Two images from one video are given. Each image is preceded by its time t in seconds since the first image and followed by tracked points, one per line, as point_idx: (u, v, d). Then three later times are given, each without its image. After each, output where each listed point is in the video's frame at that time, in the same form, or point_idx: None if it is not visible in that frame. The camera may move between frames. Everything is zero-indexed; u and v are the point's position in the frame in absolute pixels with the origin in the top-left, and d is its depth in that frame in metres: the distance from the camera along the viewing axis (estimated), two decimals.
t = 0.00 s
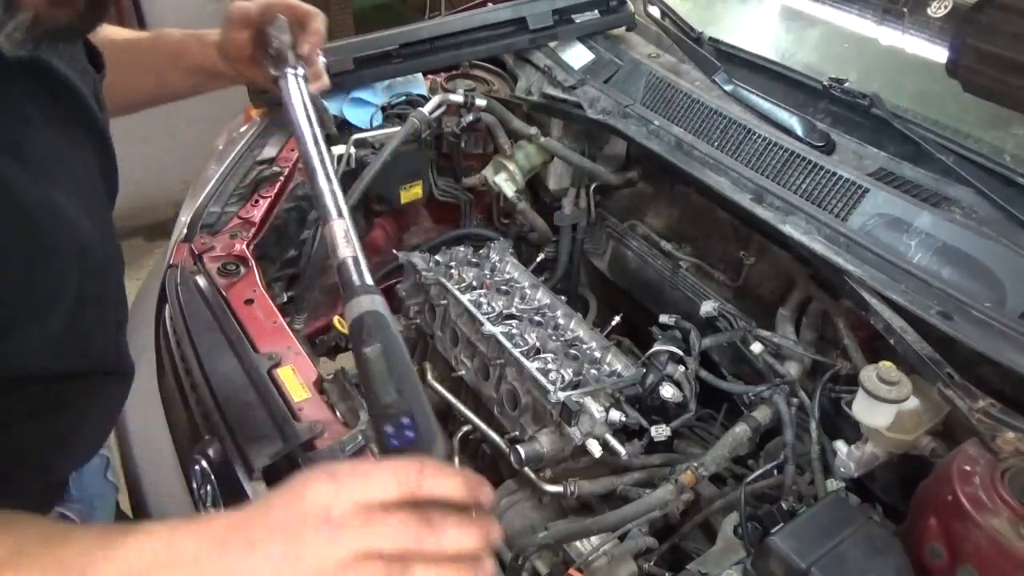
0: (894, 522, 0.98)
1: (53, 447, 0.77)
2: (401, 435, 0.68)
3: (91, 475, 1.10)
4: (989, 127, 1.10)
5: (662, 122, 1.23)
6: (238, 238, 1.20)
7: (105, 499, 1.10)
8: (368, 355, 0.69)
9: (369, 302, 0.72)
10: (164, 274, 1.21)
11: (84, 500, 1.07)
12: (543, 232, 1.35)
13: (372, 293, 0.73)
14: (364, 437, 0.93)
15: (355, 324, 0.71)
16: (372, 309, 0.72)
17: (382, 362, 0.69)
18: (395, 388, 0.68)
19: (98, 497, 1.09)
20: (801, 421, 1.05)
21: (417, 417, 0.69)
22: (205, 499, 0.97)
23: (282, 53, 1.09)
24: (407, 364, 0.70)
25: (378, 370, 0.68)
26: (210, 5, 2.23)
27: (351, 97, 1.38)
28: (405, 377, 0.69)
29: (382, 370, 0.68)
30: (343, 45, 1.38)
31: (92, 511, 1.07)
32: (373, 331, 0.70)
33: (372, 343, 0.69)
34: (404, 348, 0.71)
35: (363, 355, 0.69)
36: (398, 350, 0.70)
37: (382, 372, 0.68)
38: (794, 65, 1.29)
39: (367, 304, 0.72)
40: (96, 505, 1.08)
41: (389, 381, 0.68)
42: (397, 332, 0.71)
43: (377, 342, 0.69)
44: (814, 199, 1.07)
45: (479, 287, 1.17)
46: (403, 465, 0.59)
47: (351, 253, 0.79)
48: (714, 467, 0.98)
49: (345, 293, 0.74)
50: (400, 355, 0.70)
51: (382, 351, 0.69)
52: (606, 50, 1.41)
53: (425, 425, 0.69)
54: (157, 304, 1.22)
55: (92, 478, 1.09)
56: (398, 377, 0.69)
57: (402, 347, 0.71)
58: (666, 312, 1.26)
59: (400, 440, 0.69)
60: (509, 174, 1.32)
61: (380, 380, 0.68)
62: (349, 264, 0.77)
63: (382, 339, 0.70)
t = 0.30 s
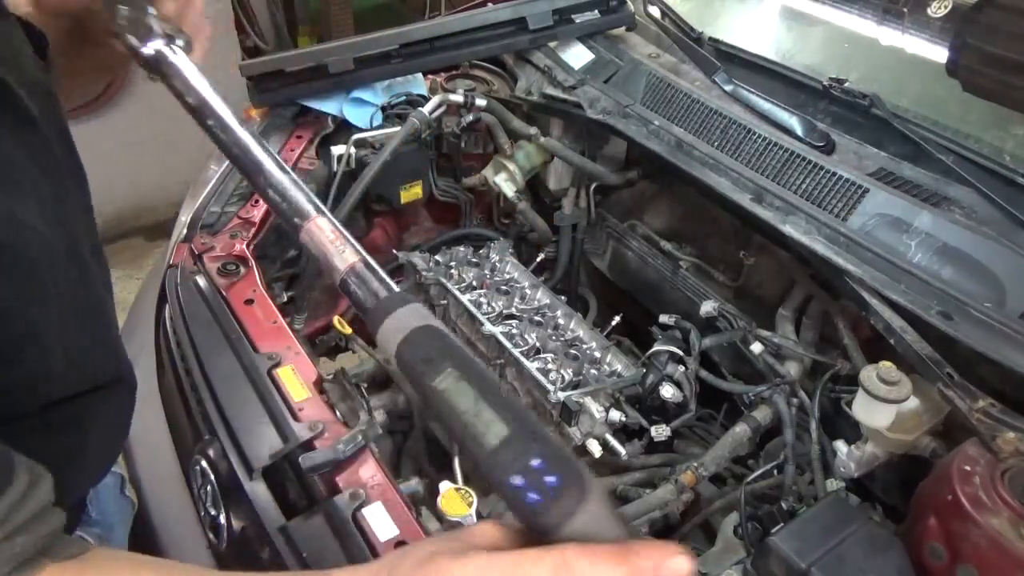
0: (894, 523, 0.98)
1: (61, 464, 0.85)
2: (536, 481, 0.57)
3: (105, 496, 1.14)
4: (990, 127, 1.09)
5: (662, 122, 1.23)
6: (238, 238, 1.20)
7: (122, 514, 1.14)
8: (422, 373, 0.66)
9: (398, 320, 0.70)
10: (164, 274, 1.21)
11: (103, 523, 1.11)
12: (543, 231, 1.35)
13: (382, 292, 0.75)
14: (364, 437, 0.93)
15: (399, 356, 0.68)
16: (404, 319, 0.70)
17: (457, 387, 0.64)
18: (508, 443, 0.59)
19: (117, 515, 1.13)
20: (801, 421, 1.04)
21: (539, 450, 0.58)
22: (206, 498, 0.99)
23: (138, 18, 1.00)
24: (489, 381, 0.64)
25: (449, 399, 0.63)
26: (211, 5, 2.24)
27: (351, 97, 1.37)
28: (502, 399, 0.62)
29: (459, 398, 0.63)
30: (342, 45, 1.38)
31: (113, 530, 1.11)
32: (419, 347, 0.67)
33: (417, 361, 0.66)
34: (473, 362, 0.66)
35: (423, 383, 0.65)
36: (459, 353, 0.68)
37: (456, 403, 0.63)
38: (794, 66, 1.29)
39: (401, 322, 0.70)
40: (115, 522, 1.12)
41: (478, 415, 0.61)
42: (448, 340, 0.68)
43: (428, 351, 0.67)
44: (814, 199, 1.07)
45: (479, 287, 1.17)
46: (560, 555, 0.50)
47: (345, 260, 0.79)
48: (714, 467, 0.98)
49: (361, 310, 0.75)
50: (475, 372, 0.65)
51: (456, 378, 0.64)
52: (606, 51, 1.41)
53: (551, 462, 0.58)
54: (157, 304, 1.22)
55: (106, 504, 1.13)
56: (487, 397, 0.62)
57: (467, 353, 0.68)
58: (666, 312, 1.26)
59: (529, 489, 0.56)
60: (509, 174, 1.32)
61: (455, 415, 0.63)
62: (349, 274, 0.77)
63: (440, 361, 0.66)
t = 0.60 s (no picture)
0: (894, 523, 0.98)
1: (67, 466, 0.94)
2: (713, 471, 0.48)
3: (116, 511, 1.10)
4: (990, 127, 1.09)
5: (663, 122, 1.23)
6: (238, 238, 1.20)
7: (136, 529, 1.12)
8: (480, 344, 0.54)
9: (445, 272, 0.57)
10: (165, 274, 1.21)
11: (113, 539, 1.09)
12: (543, 231, 1.35)
13: (389, 248, 0.63)
14: (364, 438, 0.93)
15: (445, 325, 0.56)
16: (449, 277, 0.57)
17: (537, 358, 0.52)
18: (647, 431, 0.48)
19: (128, 530, 1.11)
20: (801, 421, 1.04)
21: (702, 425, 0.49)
22: (207, 497, 0.99)
23: None
24: (577, 335, 0.52)
25: (536, 374, 0.52)
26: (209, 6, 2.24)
27: (351, 97, 1.37)
28: (603, 355, 0.51)
29: (544, 370, 0.52)
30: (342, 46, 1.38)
31: (123, 547, 1.09)
32: (471, 308, 0.55)
33: (471, 328, 0.54)
34: (551, 312, 0.54)
35: (484, 358, 0.53)
36: (531, 305, 0.54)
37: (543, 382, 0.51)
38: (794, 66, 1.29)
39: (447, 273, 0.58)
40: (128, 537, 1.10)
41: (580, 388, 0.50)
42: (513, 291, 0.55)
43: (487, 308, 0.54)
44: (814, 199, 1.06)
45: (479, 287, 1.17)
46: (784, 560, 0.45)
47: (344, 218, 0.67)
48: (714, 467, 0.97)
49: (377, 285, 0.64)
50: (561, 331, 0.52)
51: (539, 341, 0.52)
52: (606, 51, 1.41)
53: (716, 438, 0.49)
54: (157, 303, 1.22)
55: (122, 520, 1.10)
56: (581, 355, 0.51)
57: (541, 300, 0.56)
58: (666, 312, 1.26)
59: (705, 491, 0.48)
60: (509, 174, 1.32)
61: (542, 393, 0.51)
62: (346, 238, 0.66)
63: (510, 325, 0.53)
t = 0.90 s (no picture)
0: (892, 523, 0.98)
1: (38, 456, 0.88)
2: (867, 447, 0.51)
3: (120, 515, 1.12)
4: (990, 127, 1.10)
5: (663, 122, 1.23)
6: (238, 238, 1.20)
7: (138, 534, 1.12)
8: (549, 285, 0.60)
9: (500, 210, 0.64)
10: (164, 274, 1.21)
11: (115, 544, 1.09)
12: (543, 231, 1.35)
13: (427, 180, 0.67)
14: (364, 437, 0.94)
15: (503, 268, 0.62)
16: (505, 216, 0.63)
17: (615, 302, 0.59)
18: (766, 388, 0.53)
19: (129, 534, 1.12)
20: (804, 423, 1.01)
21: (832, 389, 0.53)
22: (207, 497, 0.99)
23: None
24: (650, 276, 0.60)
25: (615, 321, 0.58)
26: (209, 5, 2.24)
27: (351, 97, 1.37)
28: (681, 296, 0.59)
29: (622, 313, 0.58)
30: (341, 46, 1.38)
31: (125, 551, 1.10)
32: (535, 249, 0.61)
33: (538, 270, 0.60)
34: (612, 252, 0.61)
35: (555, 303, 0.60)
36: (592, 244, 0.62)
37: (622, 327, 0.58)
38: (794, 66, 1.29)
39: (499, 209, 0.64)
40: (131, 542, 1.11)
41: (664, 331, 0.57)
42: (570, 228, 0.63)
43: (555, 249, 0.61)
44: (814, 199, 1.06)
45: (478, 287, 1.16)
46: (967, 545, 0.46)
47: (368, 144, 0.70)
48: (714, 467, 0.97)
49: (408, 224, 0.68)
50: (632, 271, 0.60)
51: (616, 283, 0.59)
52: (606, 50, 1.41)
53: (851, 406, 0.53)
54: (157, 304, 1.22)
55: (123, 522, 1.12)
56: (666, 304, 0.58)
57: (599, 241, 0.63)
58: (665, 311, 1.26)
59: (848, 465, 0.51)
60: (509, 174, 1.32)
61: (625, 336, 0.58)
62: (372, 166, 0.69)
63: (583, 266, 0.60)
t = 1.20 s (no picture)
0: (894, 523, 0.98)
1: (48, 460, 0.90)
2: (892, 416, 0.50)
3: (125, 509, 1.13)
4: (990, 127, 1.10)
5: (662, 122, 1.23)
6: (238, 239, 1.20)
7: (144, 529, 1.13)
8: (517, 255, 0.59)
9: (463, 176, 0.63)
10: (165, 274, 1.21)
11: (119, 540, 1.10)
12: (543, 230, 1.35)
13: (380, 148, 0.68)
14: (364, 437, 0.94)
15: (470, 240, 0.61)
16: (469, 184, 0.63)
17: (591, 272, 0.58)
18: (768, 361, 0.52)
19: (134, 529, 1.12)
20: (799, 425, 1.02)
21: (845, 359, 0.52)
22: (207, 496, 0.99)
23: None
24: (626, 241, 0.59)
25: (589, 290, 0.58)
26: (209, 6, 2.25)
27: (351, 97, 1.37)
28: (663, 260, 0.58)
29: (600, 283, 0.58)
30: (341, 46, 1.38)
31: (129, 545, 1.10)
32: (501, 217, 0.61)
33: (505, 240, 0.60)
34: (583, 214, 0.61)
35: (524, 274, 0.59)
36: (562, 208, 0.61)
37: (599, 300, 0.57)
38: (793, 65, 1.29)
39: (462, 174, 0.64)
40: (135, 537, 1.12)
41: (646, 301, 0.57)
42: (538, 191, 0.62)
43: (522, 215, 0.60)
44: (814, 199, 1.06)
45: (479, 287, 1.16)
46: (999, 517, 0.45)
47: (315, 112, 0.71)
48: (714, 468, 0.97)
49: (368, 198, 0.69)
50: (605, 237, 0.59)
51: (591, 250, 0.59)
52: (606, 50, 1.41)
53: (866, 379, 0.51)
54: (157, 304, 1.22)
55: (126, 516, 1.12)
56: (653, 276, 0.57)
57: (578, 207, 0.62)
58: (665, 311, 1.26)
59: (866, 447, 0.50)
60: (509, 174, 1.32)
61: (604, 307, 0.57)
62: (319, 135, 0.70)
63: (553, 233, 0.59)
